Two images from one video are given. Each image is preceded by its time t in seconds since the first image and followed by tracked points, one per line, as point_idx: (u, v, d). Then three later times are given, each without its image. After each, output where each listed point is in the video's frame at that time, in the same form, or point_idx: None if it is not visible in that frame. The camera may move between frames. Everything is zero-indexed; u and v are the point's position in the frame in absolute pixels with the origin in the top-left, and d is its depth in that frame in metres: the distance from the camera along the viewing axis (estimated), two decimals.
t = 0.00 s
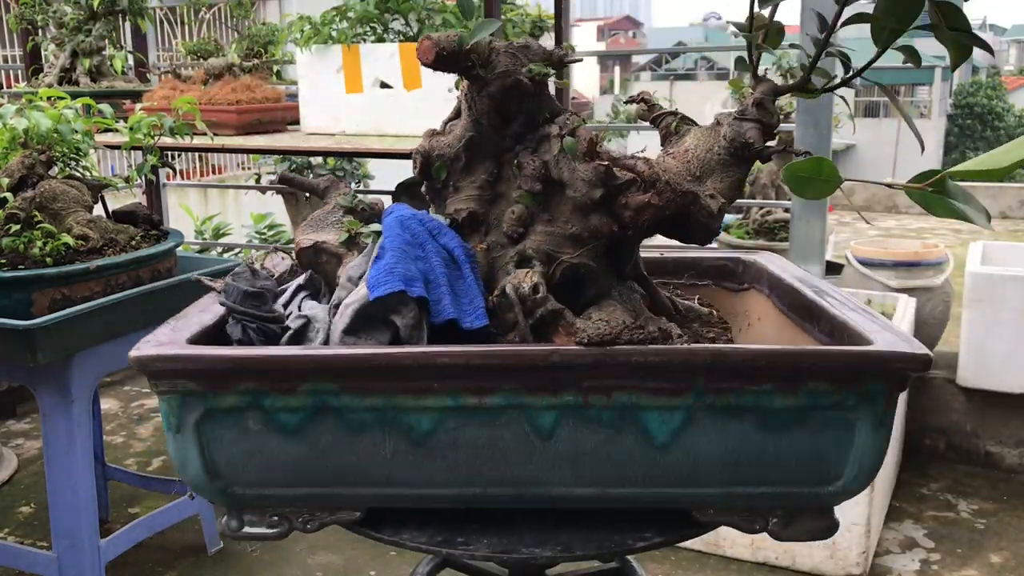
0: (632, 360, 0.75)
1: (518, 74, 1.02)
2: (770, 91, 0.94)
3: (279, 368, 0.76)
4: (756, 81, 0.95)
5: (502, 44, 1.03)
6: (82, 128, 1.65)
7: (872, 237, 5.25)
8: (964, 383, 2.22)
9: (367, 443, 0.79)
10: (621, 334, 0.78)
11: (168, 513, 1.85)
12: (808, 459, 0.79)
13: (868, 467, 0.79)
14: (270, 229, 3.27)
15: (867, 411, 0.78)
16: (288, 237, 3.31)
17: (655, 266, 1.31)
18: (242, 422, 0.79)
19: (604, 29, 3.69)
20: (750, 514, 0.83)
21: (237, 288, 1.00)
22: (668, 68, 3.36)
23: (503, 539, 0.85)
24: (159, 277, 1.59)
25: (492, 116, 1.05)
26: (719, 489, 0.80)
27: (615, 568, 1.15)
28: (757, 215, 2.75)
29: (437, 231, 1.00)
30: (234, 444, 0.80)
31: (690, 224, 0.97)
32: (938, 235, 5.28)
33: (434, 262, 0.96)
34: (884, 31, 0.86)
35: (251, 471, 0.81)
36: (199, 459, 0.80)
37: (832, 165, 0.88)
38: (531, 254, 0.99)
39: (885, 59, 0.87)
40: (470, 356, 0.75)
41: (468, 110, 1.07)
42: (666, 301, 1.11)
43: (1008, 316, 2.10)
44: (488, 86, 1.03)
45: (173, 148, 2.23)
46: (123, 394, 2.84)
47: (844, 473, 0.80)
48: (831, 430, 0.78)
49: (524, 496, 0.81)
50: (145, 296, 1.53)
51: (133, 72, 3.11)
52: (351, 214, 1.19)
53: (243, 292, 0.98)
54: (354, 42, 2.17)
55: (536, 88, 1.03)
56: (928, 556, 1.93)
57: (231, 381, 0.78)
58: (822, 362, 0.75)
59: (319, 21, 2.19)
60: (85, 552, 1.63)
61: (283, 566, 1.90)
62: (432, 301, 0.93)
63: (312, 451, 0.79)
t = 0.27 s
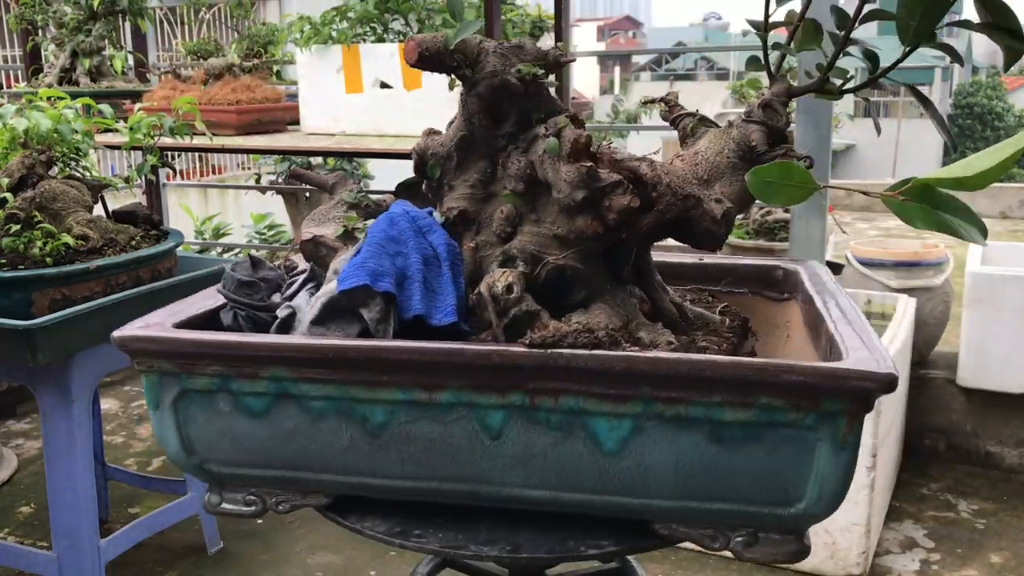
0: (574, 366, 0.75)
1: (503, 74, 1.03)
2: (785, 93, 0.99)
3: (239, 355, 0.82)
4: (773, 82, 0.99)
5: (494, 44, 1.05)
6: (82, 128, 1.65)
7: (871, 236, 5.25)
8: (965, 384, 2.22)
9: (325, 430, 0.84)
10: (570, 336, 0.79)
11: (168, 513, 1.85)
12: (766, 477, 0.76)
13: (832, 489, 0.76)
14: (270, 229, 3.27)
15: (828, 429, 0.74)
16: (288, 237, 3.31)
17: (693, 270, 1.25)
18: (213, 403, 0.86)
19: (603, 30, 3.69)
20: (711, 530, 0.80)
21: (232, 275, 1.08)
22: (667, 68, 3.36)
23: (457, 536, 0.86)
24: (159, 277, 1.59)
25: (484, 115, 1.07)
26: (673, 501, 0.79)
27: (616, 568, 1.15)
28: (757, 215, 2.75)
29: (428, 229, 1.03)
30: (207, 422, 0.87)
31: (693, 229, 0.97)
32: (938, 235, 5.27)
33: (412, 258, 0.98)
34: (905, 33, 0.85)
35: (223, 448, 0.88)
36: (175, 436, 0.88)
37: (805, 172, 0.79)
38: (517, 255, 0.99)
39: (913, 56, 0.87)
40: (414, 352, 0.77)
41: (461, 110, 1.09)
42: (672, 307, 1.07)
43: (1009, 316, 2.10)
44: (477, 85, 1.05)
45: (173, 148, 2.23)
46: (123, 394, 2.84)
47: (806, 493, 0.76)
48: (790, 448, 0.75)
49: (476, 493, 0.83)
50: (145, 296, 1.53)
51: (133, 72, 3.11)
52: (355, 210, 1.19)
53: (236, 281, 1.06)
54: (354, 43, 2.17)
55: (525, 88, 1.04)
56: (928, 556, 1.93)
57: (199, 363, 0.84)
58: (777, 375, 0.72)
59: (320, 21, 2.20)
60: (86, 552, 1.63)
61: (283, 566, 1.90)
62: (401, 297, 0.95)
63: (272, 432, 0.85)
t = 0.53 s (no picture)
0: (513, 365, 0.79)
1: (493, 74, 1.05)
2: (794, 94, 0.96)
3: (218, 338, 0.90)
4: (783, 81, 0.98)
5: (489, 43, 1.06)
6: (82, 128, 1.65)
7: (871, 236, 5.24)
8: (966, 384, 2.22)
9: (298, 415, 0.90)
10: (515, 338, 0.82)
11: (169, 513, 1.85)
12: (707, 491, 0.75)
13: (779, 509, 0.74)
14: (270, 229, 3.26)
15: (771, 448, 0.72)
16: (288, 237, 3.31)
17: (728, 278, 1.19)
18: (202, 383, 0.95)
19: (604, 29, 3.68)
20: (662, 542, 0.80)
21: (242, 263, 1.12)
22: (667, 68, 3.35)
23: (416, 528, 0.89)
24: (159, 277, 1.59)
25: (479, 115, 1.09)
26: (617, 509, 0.80)
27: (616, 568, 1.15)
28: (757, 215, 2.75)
29: (423, 226, 1.09)
30: (200, 402, 0.96)
31: (692, 236, 0.96)
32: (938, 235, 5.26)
33: (398, 253, 1.04)
34: (922, 32, 0.84)
35: (213, 428, 0.96)
36: (171, 412, 0.98)
37: (763, 176, 0.77)
38: (503, 253, 0.98)
39: (931, 55, 0.86)
40: (367, 344, 0.83)
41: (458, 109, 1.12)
42: (672, 317, 1.04)
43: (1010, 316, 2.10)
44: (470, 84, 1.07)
45: (173, 148, 2.23)
46: (123, 394, 2.84)
47: (751, 513, 0.75)
48: (733, 463, 0.74)
49: (433, 486, 0.87)
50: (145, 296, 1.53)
51: (133, 72, 3.11)
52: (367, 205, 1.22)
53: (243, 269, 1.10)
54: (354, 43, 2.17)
55: (516, 87, 1.04)
56: (928, 556, 1.93)
57: (190, 345, 0.94)
58: (714, 387, 0.71)
59: (320, 22, 2.21)
60: (86, 552, 1.63)
61: (284, 566, 1.90)
62: (380, 290, 1.01)
63: (254, 414, 0.93)
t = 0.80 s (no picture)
0: (457, 362, 0.80)
1: (487, 73, 1.05)
2: (793, 97, 0.97)
3: (211, 321, 0.96)
4: (786, 83, 0.98)
5: (485, 43, 1.07)
6: (82, 128, 1.65)
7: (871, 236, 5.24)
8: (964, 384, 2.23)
9: (280, 399, 0.95)
10: (462, 335, 0.83)
11: (169, 513, 1.85)
12: (640, 500, 0.74)
13: (709, 526, 0.71)
14: (270, 229, 3.26)
15: (699, 460, 0.71)
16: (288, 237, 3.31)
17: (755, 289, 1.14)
18: (203, 363, 1.00)
19: (603, 30, 3.68)
20: (606, 551, 0.79)
21: (261, 253, 1.13)
22: (667, 68, 3.35)
23: (382, 517, 0.91)
24: (159, 277, 1.59)
25: (476, 114, 1.10)
26: (559, 512, 0.79)
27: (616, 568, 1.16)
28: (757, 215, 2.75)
29: (424, 222, 1.08)
30: (202, 381, 1.01)
31: (687, 240, 0.93)
32: (938, 235, 5.25)
33: (391, 247, 1.04)
34: (926, 31, 0.84)
35: (213, 406, 1.01)
36: (179, 387, 1.04)
37: (709, 181, 0.77)
38: (492, 252, 0.99)
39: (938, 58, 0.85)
40: (334, 335, 0.86)
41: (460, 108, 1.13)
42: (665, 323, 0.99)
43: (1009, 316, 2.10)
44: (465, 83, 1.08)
45: (173, 148, 2.23)
46: (123, 394, 2.84)
47: (682, 527, 0.73)
48: (664, 474, 0.73)
49: (396, 475, 0.89)
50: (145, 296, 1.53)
51: (133, 73, 3.11)
52: (379, 201, 1.26)
53: (259, 256, 1.11)
54: (354, 43, 2.17)
55: (510, 87, 1.04)
56: (928, 556, 1.93)
57: (190, 326, 0.99)
58: (639, 394, 0.70)
59: (320, 22, 2.21)
60: (85, 552, 1.63)
61: (284, 566, 1.90)
62: (366, 283, 1.02)
63: (245, 395, 0.98)
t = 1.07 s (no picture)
0: (422, 358, 0.81)
1: (482, 72, 1.05)
2: (783, 99, 0.97)
3: (210, 310, 0.97)
4: (782, 83, 0.98)
5: (482, 42, 1.07)
6: (82, 128, 1.65)
7: (871, 235, 5.23)
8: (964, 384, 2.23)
9: (274, 388, 0.96)
10: (429, 332, 0.83)
11: (168, 513, 1.85)
12: (591, 504, 0.74)
13: (653, 535, 0.71)
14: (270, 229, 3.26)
15: (643, 467, 0.70)
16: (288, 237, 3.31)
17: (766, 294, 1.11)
18: (209, 352, 1.02)
19: (603, 29, 3.68)
20: (567, 554, 0.80)
21: (273, 247, 1.14)
22: (667, 68, 3.35)
23: (362, 509, 0.93)
24: (159, 277, 1.59)
25: (474, 114, 1.10)
26: (519, 512, 0.80)
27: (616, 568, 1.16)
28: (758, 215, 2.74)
29: (425, 220, 1.08)
30: (208, 369, 1.02)
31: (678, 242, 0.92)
32: (939, 235, 5.24)
33: (386, 244, 1.05)
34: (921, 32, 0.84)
35: (217, 394, 1.03)
36: (187, 371, 1.06)
37: (665, 184, 0.77)
38: (483, 251, 0.99)
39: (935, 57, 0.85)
40: (321, 329, 0.87)
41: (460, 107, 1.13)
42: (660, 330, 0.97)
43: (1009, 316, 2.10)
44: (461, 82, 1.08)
45: (173, 148, 2.23)
46: (123, 394, 2.84)
47: (630, 534, 0.72)
48: (611, 479, 0.73)
49: (375, 469, 0.90)
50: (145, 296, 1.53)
51: (133, 73, 3.11)
52: (389, 198, 1.26)
53: (270, 250, 1.12)
54: (354, 43, 2.17)
55: (505, 87, 1.04)
56: (928, 556, 1.93)
57: (196, 315, 1.01)
58: (585, 397, 0.71)
59: (320, 22, 2.20)
60: (86, 552, 1.63)
61: (284, 566, 1.90)
62: (359, 279, 1.03)
63: (243, 384, 0.99)
